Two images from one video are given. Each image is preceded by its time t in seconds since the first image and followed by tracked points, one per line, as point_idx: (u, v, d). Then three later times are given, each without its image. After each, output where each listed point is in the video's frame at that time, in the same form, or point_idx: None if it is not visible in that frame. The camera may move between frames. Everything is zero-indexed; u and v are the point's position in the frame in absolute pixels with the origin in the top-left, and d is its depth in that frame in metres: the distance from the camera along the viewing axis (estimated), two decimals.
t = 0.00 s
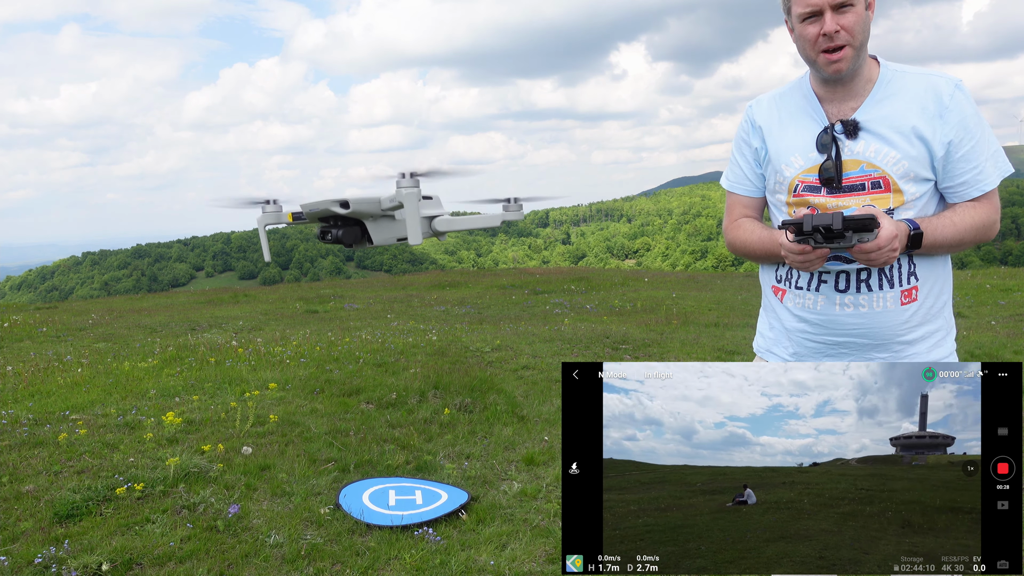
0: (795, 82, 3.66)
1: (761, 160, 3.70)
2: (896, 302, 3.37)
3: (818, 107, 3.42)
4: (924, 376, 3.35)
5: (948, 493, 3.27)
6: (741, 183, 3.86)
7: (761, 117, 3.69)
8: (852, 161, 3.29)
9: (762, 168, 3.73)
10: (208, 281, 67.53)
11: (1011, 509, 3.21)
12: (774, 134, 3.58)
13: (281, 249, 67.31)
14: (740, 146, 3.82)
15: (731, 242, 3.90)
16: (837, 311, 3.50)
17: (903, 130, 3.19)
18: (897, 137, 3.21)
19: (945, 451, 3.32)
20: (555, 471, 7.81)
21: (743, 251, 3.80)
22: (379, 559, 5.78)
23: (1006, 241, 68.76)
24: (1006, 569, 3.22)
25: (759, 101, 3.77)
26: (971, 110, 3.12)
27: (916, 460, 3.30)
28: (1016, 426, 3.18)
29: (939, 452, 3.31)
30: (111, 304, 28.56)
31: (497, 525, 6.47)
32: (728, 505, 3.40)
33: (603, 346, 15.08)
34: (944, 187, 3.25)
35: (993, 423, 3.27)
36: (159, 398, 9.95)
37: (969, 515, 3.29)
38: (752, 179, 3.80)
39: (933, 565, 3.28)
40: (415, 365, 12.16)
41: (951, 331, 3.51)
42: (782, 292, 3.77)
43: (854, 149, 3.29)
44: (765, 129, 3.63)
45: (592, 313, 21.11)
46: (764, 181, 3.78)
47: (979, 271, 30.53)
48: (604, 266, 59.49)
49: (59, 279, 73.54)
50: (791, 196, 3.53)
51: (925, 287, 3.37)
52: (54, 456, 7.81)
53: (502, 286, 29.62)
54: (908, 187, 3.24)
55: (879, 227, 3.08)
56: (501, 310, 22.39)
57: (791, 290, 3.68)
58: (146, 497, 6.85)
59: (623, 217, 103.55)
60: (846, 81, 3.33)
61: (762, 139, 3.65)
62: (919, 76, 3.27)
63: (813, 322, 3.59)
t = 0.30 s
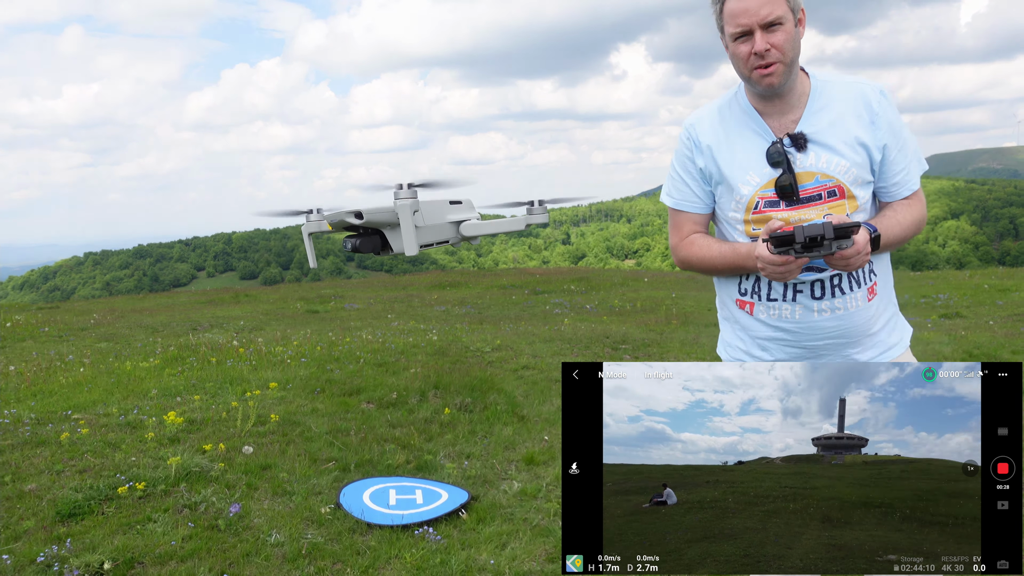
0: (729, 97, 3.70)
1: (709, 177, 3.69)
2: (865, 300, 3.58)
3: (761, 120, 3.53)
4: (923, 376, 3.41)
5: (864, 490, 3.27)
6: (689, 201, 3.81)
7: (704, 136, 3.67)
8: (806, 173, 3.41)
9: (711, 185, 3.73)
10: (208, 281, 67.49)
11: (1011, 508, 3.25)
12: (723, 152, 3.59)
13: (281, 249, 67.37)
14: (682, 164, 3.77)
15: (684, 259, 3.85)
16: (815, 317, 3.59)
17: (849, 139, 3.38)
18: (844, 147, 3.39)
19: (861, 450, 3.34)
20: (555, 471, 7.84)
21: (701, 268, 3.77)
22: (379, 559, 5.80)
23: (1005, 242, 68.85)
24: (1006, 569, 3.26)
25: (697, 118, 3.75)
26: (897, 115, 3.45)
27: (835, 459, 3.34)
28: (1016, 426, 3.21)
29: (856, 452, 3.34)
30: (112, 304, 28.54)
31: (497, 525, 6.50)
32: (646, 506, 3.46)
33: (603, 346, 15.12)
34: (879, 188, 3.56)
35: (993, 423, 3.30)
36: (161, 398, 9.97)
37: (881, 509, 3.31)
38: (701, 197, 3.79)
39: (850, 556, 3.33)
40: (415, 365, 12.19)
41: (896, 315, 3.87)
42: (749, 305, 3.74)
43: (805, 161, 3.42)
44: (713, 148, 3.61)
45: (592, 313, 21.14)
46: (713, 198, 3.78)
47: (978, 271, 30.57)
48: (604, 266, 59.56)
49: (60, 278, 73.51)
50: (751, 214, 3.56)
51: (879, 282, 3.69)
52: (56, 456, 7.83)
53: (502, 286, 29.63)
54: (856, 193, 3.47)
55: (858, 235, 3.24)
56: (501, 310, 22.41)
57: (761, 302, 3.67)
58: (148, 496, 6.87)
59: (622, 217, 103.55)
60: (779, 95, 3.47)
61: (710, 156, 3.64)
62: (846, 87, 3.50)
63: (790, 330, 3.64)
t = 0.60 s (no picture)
0: (694, 104, 3.79)
1: (683, 180, 3.71)
2: (836, 290, 3.78)
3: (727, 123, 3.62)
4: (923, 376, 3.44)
5: (786, 488, 3.34)
6: (663, 204, 3.80)
7: (675, 137, 3.72)
8: (778, 170, 3.57)
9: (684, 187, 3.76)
10: (209, 281, 67.42)
11: (1011, 508, 3.26)
12: (695, 153, 3.65)
13: (281, 249, 67.39)
14: (655, 168, 3.77)
15: (661, 262, 3.80)
16: (798, 307, 3.68)
17: (812, 139, 3.63)
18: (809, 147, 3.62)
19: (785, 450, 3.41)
20: (555, 471, 7.84)
21: (681, 269, 3.74)
22: (379, 559, 5.81)
23: (1005, 241, 68.84)
24: (1006, 569, 3.27)
25: (665, 124, 3.81)
26: (843, 120, 3.80)
27: (760, 458, 3.40)
28: (1016, 425, 3.22)
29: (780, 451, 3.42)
30: (112, 304, 28.49)
31: (497, 525, 6.51)
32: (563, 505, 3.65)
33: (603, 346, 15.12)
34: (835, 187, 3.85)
35: (993, 423, 3.30)
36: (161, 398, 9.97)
37: (803, 505, 3.38)
38: (674, 200, 3.79)
39: (773, 553, 3.40)
40: (415, 365, 12.18)
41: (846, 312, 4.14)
42: (731, 301, 3.74)
43: (775, 159, 3.59)
44: (686, 151, 3.66)
45: (592, 313, 21.13)
46: (685, 200, 3.81)
47: (977, 270, 30.57)
48: (604, 266, 59.55)
49: (60, 279, 73.48)
50: (729, 211, 3.62)
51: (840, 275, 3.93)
52: (57, 456, 7.84)
53: (502, 286, 29.61)
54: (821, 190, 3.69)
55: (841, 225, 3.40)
56: (501, 310, 22.38)
57: (745, 296, 3.70)
58: (148, 496, 6.88)
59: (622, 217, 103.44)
60: (741, 103, 3.61)
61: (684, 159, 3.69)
62: (800, 94, 3.77)
63: (774, 322, 3.69)
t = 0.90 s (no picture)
0: (676, 100, 3.90)
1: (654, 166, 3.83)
2: (781, 287, 3.91)
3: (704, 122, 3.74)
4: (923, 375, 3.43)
5: (716, 487, 3.39)
6: (633, 187, 3.92)
7: (652, 125, 3.85)
8: (743, 171, 3.70)
9: (654, 174, 3.87)
10: (209, 281, 67.38)
11: (1011, 509, 3.26)
12: (669, 142, 3.77)
13: (281, 249, 67.38)
14: (629, 150, 3.88)
15: (625, 243, 3.91)
16: (743, 297, 3.81)
17: (777, 147, 3.76)
18: (773, 153, 3.75)
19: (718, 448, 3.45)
20: (555, 471, 7.84)
21: (643, 251, 3.86)
22: (379, 558, 5.81)
23: (1004, 240, 68.86)
24: (1006, 569, 3.27)
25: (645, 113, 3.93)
26: (811, 135, 3.93)
27: (689, 456, 3.43)
28: (1016, 426, 3.22)
29: (712, 449, 3.44)
30: (113, 304, 28.48)
31: (497, 525, 6.51)
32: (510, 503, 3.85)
33: (603, 346, 15.12)
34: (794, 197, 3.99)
35: (993, 423, 3.30)
36: (161, 398, 9.97)
37: (735, 504, 3.44)
38: (644, 184, 3.90)
39: (703, 552, 3.48)
40: (415, 365, 12.18)
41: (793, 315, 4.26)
42: (682, 287, 3.87)
43: (743, 159, 3.70)
44: (661, 138, 3.78)
45: (592, 313, 21.13)
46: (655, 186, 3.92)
47: (976, 270, 30.58)
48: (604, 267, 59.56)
49: (60, 279, 73.48)
50: (693, 201, 3.76)
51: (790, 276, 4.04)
52: (57, 456, 7.85)
53: (502, 286, 29.61)
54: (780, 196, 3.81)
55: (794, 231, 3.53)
56: (501, 310, 22.38)
57: (695, 283, 3.82)
58: (148, 496, 6.88)
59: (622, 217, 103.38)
60: (721, 108, 3.72)
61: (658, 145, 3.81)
62: (772, 105, 3.88)
63: (720, 310, 3.81)
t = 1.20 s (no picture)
0: (650, 96, 4.44)
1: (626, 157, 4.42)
2: (738, 278, 4.45)
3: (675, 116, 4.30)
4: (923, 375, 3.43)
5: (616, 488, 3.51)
6: (604, 176, 4.49)
7: (626, 122, 4.46)
8: (709, 163, 4.26)
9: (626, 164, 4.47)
10: (209, 281, 67.33)
11: (1011, 509, 3.26)
12: (640, 136, 4.35)
13: (281, 249, 67.37)
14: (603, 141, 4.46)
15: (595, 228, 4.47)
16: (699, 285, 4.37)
17: (744, 142, 4.30)
18: (739, 147, 4.29)
19: (619, 443, 3.55)
20: (555, 471, 7.84)
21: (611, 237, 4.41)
22: (379, 558, 5.81)
23: (1004, 240, 68.79)
24: (1006, 569, 3.27)
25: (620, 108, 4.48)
26: (780, 134, 4.43)
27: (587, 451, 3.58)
28: (1016, 426, 3.21)
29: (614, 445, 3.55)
30: (113, 304, 28.49)
31: (497, 525, 6.50)
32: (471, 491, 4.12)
33: (603, 346, 15.13)
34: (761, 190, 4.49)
35: (993, 423, 3.30)
36: (161, 398, 9.96)
37: (642, 506, 3.52)
38: (616, 173, 4.49)
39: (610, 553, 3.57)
40: (415, 365, 12.18)
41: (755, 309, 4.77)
42: (645, 272, 4.46)
43: (709, 152, 4.27)
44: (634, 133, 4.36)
45: (592, 313, 21.14)
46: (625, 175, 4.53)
47: (976, 270, 30.54)
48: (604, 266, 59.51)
49: (61, 279, 73.51)
50: (661, 188, 4.36)
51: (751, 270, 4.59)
52: (57, 456, 7.84)
53: (502, 286, 29.61)
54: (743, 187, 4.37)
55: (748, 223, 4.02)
56: (501, 310, 22.39)
57: (657, 270, 4.42)
58: (148, 496, 6.88)
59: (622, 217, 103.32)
60: (692, 103, 4.26)
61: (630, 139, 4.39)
62: (745, 104, 4.43)
63: (678, 295, 4.39)
